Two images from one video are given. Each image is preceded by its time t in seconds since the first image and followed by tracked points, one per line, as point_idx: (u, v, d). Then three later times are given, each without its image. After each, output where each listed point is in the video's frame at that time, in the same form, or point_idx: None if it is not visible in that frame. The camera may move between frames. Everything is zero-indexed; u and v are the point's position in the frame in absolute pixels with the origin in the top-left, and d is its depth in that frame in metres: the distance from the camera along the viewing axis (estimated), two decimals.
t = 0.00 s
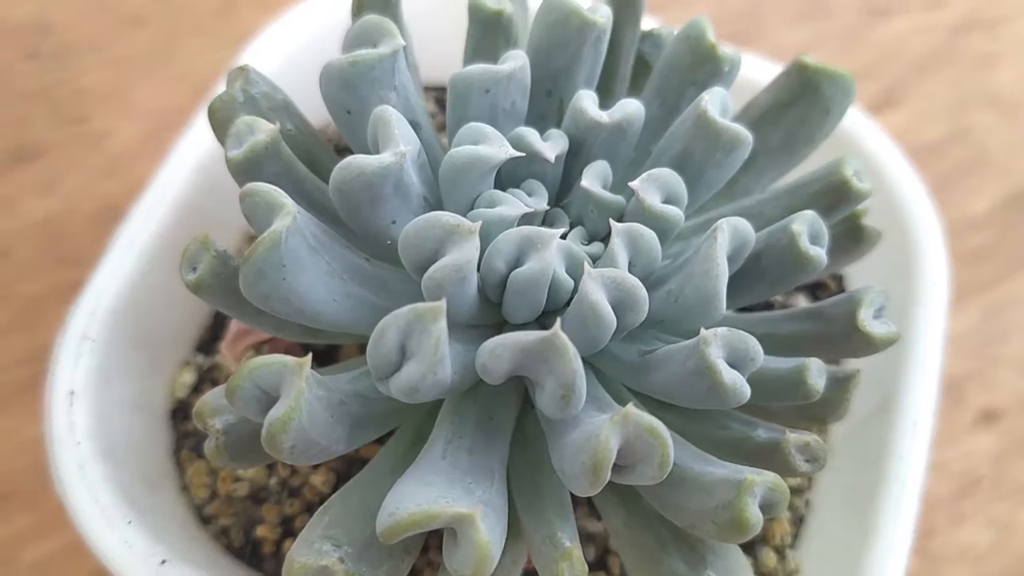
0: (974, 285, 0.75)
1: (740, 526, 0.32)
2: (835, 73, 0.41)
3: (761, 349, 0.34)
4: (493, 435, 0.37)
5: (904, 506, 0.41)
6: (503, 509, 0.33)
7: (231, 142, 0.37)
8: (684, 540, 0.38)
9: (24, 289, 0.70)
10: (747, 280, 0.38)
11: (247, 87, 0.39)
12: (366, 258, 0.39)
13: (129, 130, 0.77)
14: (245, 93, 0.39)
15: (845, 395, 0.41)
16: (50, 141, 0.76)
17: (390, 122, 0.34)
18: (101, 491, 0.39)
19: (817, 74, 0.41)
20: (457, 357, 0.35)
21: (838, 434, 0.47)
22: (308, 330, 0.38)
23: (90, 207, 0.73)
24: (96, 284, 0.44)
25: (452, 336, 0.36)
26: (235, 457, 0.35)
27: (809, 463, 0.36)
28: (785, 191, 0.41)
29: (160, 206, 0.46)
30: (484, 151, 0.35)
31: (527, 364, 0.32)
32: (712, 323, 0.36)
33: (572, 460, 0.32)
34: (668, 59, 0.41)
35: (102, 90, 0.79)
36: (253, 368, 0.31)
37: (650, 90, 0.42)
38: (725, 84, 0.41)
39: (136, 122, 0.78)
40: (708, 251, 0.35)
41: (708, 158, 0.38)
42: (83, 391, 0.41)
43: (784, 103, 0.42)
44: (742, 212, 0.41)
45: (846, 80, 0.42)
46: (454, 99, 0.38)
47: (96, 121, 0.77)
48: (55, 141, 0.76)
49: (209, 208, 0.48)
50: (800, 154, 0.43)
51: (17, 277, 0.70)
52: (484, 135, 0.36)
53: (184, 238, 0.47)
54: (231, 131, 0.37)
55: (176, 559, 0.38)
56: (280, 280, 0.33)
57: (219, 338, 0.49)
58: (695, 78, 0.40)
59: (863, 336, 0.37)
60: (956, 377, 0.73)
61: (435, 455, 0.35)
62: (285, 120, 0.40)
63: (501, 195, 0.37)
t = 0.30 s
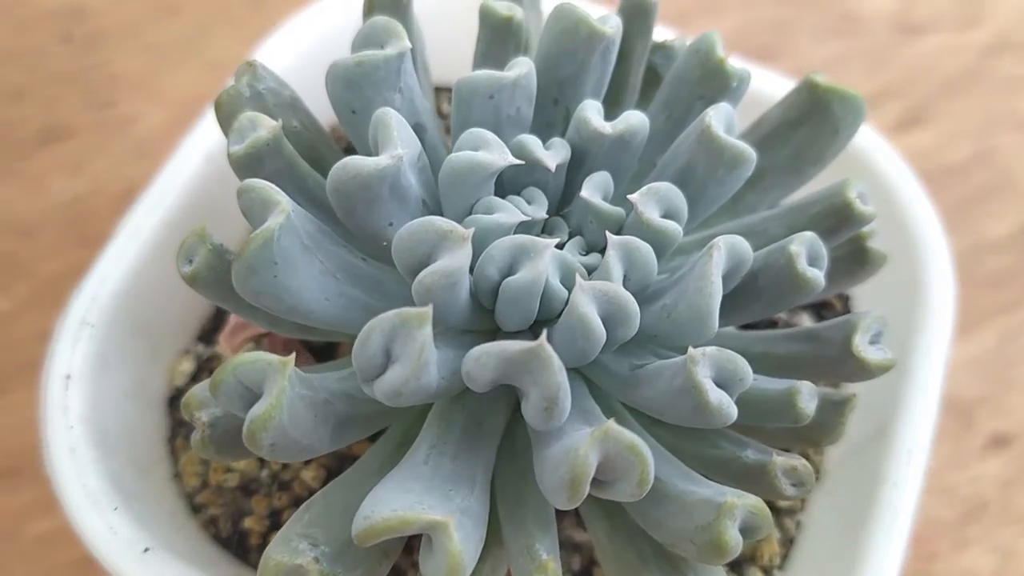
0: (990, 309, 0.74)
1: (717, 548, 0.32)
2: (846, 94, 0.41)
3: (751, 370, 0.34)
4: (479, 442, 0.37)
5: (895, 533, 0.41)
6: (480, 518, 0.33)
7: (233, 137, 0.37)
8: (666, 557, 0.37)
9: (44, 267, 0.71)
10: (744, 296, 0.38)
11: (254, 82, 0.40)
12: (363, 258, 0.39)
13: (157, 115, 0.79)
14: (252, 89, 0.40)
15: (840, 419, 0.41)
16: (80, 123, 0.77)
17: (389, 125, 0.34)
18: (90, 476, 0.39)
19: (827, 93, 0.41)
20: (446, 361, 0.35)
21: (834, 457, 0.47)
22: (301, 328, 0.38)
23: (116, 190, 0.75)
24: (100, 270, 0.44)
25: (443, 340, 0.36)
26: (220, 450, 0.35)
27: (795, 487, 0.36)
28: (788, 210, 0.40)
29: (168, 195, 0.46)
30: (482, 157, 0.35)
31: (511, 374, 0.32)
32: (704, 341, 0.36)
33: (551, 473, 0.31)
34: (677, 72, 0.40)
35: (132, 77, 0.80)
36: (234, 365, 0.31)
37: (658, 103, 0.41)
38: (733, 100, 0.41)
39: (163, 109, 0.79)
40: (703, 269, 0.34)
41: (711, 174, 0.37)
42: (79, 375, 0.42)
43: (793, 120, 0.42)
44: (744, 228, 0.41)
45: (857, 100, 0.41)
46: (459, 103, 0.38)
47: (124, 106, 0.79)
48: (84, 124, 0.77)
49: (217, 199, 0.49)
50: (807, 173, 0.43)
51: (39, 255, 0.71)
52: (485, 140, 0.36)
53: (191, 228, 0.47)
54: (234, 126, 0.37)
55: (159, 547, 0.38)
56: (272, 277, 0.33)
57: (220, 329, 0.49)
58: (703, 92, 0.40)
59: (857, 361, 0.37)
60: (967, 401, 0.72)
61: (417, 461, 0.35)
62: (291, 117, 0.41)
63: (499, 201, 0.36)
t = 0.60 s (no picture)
0: (1004, 330, 0.73)
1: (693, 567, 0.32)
2: (855, 112, 0.40)
3: (740, 392, 0.33)
4: (466, 447, 0.37)
5: (883, 557, 0.40)
6: (460, 524, 0.34)
7: (236, 132, 0.37)
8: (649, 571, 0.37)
9: (63, 245, 0.72)
10: (738, 314, 0.37)
11: (261, 77, 0.40)
12: (360, 257, 0.39)
13: (180, 97, 0.79)
14: (259, 84, 0.40)
15: (834, 440, 0.40)
16: (105, 103, 0.78)
17: (388, 127, 0.34)
18: (81, 461, 0.40)
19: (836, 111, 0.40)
20: (435, 366, 0.35)
21: (828, 479, 0.46)
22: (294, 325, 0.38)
23: (136, 170, 0.75)
24: (104, 255, 0.45)
25: (433, 343, 0.36)
26: (208, 444, 0.36)
27: (779, 509, 0.36)
28: (790, 228, 0.40)
29: (176, 184, 0.47)
30: (480, 163, 0.35)
31: (495, 383, 0.32)
32: (696, 357, 0.35)
33: (530, 484, 0.31)
34: (685, 84, 0.40)
35: (158, 58, 0.81)
36: (222, 361, 0.31)
37: (665, 113, 0.41)
38: (740, 114, 0.40)
39: (186, 90, 0.79)
40: (697, 285, 0.34)
41: (712, 189, 0.37)
42: (77, 360, 0.42)
43: (799, 137, 0.41)
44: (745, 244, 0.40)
45: (866, 119, 0.41)
46: (463, 107, 0.38)
47: (149, 88, 0.79)
48: (109, 104, 0.78)
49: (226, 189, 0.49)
50: (813, 190, 0.42)
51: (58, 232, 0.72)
52: (484, 146, 0.36)
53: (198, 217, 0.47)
54: (237, 122, 0.37)
55: (145, 535, 0.39)
56: (264, 274, 0.34)
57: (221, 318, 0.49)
58: (709, 106, 0.40)
59: (849, 385, 0.36)
60: (976, 421, 0.71)
61: (401, 463, 0.35)
62: (297, 113, 0.41)
63: (496, 208, 0.36)
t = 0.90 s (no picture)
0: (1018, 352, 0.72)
1: None
2: (862, 129, 0.40)
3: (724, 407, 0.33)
4: (452, 449, 0.37)
5: None
6: (439, 527, 0.34)
7: (238, 126, 0.37)
8: None
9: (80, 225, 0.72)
10: (732, 328, 0.37)
11: (267, 72, 0.40)
12: (356, 255, 0.39)
13: (203, 84, 0.79)
14: (264, 79, 0.40)
15: (825, 460, 0.40)
16: (131, 87, 0.79)
17: (386, 126, 0.34)
18: (74, 444, 0.40)
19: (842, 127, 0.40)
20: (422, 367, 0.35)
21: (820, 498, 0.46)
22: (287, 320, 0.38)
23: (156, 154, 0.76)
24: (109, 241, 0.45)
25: (423, 344, 0.36)
26: (195, 434, 0.36)
27: (762, 527, 0.35)
28: (789, 244, 0.39)
29: (184, 173, 0.47)
30: (477, 167, 0.35)
31: (478, 387, 0.32)
32: (685, 370, 0.35)
33: (508, 490, 0.31)
34: (691, 94, 0.40)
35: (184, 45, 0.81)
36: (207, 355, 0.32)
37: (670, 123, 0.41)
38: (745, 127, 0.40)
39: (209, 77, 0.80)
40: (688, 297, 0.34)
41: (711, 202, 0.37)
42: (76, 344, 0.43)
43: (804, 152, 0.41)
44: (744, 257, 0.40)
45: (872, 137, 0.40)
46: (466, 109, 0.38)
47: (174, 75, 0.80)
48: (134, 88, 0.79)
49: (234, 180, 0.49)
50: (817, 206, 0.42)
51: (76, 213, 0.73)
52: (482, 149, 0.36)
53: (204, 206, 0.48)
54: (240, 115, 0.37)
55: (132, 521, 0.39)
56: (256, 269, 0.34)
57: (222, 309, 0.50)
58: (714, 118, 0.39)
59: (839, 405, 0.36)
60: (987, 442, 0.70)
61: (384, 463, 0.35)
62: (302, 108, 0.41)
63: (492, 211, 0.36)
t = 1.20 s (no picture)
0: None
1: None
2: (865, 145, 0.40)
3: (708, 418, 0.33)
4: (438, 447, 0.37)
5: None
6: (418, 525, 0.34)
7: (239, 117, 0.38)
8: None
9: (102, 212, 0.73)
10: (722, 339, 0.37)
11: (272, 66, 0.40)
12: (353, 251, 0.39)
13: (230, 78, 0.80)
14: (269, 72, 0.40)
15: (815, 475, 0.40)
16: (160, 78, 0.79)
17: (382, 123, 0.35)
18: (69, 426, 0.41)
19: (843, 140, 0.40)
20: (410, 364, 0.35)
21: (812, 515, 0.46)
22: (280, 313, 0.38)
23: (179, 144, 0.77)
24: (115, 227, 0.46)
25: (412, 341, 0.36)
26: (184, 421, 0.36)
27: (742, 539, 0.35)
28: (786, 257, 0.39)
29: (193, 163, 0.47)
30: (472, 167, 0.35)
31: (460, 386, 0.32)
32: (672, 378, 0.35)
33: (485, 490, 0.31)
34: (694, 103, 0.40)
35: (213, 39, 0.82)
36: (192, 342, 0.32)
37: (673, 132, 0.41)
38: (746, 138, 0.40)
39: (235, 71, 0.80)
40: (676, 306, 0.34)
41: (706, 212, 0.36)
42: (76, 327, 0.43)
43: (807, 165, 0.41)
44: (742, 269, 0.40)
45: (875, 153, 0.40)
46: (466, 109, 0.38)
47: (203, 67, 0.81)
48: (162, 80, 0.79)
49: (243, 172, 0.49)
50: (819, 221, 0.42)
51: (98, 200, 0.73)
52: (479, 150, 0.36)
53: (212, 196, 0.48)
54: (240, 107, 0.38)
55: (122, 504, 0.40)
56: (248, 259, 0.34)
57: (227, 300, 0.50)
58: (715, 127, 0.39)
59: (827, 422, 0.36)
60: (1001, 468, 0.64)
61: (368, 459, 0.35)
62: (307, 102, 0.41)
63: (486, 212, 0.36)
